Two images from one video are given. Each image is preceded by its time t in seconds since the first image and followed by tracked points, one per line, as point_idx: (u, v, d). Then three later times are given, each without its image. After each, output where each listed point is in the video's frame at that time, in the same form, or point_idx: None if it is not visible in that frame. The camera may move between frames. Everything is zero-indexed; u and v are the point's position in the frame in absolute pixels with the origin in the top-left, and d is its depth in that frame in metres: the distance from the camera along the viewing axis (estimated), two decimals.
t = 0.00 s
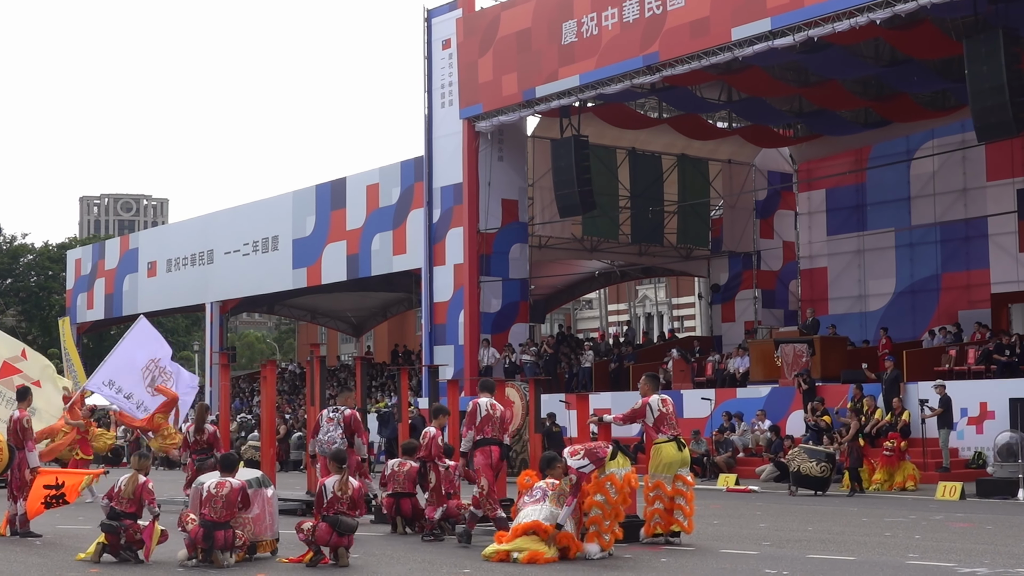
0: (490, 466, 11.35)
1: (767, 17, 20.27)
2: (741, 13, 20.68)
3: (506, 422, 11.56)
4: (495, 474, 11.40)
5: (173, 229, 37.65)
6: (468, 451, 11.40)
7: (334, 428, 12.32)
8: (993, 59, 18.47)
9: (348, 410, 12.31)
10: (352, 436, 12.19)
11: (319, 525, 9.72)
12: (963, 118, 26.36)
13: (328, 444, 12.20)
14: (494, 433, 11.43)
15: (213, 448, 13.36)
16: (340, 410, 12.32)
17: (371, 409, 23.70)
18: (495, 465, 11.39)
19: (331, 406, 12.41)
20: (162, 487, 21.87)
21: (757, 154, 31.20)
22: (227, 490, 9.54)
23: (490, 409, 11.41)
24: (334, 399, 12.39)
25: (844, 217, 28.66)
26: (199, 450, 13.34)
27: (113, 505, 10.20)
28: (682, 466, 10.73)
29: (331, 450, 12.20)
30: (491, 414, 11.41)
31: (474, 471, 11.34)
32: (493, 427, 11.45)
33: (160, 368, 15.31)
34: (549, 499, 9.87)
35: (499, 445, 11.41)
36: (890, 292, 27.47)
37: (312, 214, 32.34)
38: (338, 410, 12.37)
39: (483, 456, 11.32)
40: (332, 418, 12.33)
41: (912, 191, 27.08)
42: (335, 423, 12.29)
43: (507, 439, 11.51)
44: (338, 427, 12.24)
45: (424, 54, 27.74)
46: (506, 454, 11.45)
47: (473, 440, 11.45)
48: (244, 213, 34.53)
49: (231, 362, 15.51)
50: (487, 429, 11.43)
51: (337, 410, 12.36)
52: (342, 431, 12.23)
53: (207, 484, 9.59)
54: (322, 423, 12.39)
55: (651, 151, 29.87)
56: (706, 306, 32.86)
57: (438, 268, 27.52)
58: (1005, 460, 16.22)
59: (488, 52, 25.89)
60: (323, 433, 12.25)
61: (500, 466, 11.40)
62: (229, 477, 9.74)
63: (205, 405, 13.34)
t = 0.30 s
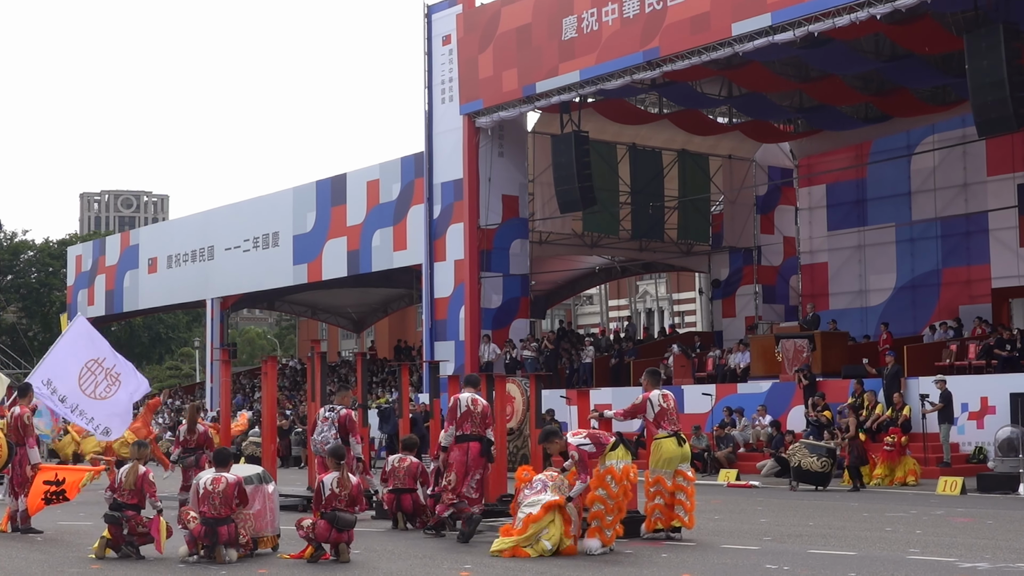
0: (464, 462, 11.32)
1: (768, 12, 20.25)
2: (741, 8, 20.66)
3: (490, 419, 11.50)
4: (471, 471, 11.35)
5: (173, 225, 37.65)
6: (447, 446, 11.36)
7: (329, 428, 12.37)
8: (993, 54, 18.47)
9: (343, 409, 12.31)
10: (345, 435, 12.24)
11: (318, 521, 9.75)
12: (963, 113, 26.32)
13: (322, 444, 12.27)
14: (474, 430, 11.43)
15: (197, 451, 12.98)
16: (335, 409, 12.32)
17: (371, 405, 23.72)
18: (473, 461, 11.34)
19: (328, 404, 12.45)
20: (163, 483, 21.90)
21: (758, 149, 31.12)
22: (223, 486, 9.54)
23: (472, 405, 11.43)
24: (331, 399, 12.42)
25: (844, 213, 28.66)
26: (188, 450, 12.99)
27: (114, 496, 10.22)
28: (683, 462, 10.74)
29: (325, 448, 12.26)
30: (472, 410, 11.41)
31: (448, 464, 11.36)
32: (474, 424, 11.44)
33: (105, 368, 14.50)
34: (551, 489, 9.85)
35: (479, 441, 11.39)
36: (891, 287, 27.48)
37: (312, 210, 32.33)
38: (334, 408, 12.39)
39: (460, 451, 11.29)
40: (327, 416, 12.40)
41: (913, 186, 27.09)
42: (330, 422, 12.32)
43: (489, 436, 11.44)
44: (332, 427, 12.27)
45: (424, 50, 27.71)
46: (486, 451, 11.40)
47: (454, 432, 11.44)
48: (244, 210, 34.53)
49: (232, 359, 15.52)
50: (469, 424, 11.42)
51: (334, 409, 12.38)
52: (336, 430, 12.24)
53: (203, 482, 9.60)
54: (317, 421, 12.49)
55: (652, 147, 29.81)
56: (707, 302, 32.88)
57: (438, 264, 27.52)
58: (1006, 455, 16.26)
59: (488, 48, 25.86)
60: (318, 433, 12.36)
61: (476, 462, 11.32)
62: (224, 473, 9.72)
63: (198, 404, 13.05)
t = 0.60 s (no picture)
0: (445, 459, 11.23)
1: (768, 8, 20.22)
2: (742, 4, 20.64)
3: (473, 416, 11.20)
4: (453, 466, 11.27)
5: (173, 221, 37.68)
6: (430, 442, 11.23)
7: (328, 422, 12.35)
8: (994, 50, 18.46)
9: (341, 404, 12.23)
10: (342, 429, 12.26)
11: (319, 516, 9.74)
12: (964, 108, 26.29)
13: (320, 438, 12.36)
14: (456, 426, 11.19)
15: (184, 456, 13.36)
16: (332, 403, 12.24)
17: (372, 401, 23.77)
18: (453, 458, 11.22)
19: (325, 399, 12.36)
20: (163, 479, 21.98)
21: (758, 145, 31.08)
22: (224, 480, 9.62)
23: (454, 402, 11.16)
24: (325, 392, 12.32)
25: (844, 209, 28.64)
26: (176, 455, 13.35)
27: (112, 493, 10.22)
28: (683, 458, 10.74)
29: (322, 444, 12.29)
30: (453, 407, 11.14)
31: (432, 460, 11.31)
32: (456, 420, 11.19)
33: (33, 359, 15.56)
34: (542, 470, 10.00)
35: (459, 437, 11.20)
36: (891, 283, 27.47)
37: (313, 205, 32.33)
38: (331, 402, 12.28)
39: (440, 448, 11.13)
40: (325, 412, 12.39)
41: (913, 182, 27.08)
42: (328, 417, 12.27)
43: (471, 434, 11.19)
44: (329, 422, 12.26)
45: (425, 46, 27.69)
46: (467, 446, 11.21)
47: (436, 427, 11.26)
48: (244, 205, 34.51)
49: (233, 352, 15.51)
50: (451, 420, 11.18)
51: (331, 403, 12.26)
52: (333, 426, 12.24)
53: (204, 478, 9.67)
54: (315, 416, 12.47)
55: (653, 143, 29.91)
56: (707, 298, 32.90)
57: (439, 259, 27.53)
58: (1006, 450, 16.24)
59: (489, 43, 25.85)
60: (316, 428, 12.38)
61: (456, 459, 11.21)
62: (222, 468, 9.78)
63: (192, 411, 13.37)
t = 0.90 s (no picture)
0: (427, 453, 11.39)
1: (769, 6, 20.20)
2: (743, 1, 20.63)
3: (457, 413, 11.49)
4: (434, 462, 11.40)
5: (174, 218, 37.66)
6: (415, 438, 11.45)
7: (318, 421, 12.60)
8: (995, 47, 18.44)
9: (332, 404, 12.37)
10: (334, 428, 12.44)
11: (319, 514, 9.71)
12: (965, 106, 26.28)
13: (312, 438, 12.51)
14: (439, 420, 11.47)
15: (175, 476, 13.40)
16: (323, 403, 12.45)
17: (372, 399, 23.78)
18: (434, 452, 11.39)
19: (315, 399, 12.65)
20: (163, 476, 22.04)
21: (759, 142, 31.13)
22: (228, 478, 9.60)
23: (438, 398, 11.47)
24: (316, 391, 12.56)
25: (846, 206, 28.62)
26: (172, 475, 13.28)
27: (110, 497, 10.22)
28: (684, 455, 10.73)
29: (316, 444, 12.54)
30: (438, 402, 11.44)
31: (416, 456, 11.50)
32: (439, 415, 11.50)
33: None
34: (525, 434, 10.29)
35: (440, 432, 11.39)
36: (892, 281, 27.46)
37: (314, 203, 32.33)
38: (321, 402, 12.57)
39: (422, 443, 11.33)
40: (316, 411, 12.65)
41: (915, 179, 27.06)
42: (318, 416, 12.58)
43: (453, 428, 11.44)
44: (320, 421, 12.55)
45: (426, 43, 27.66)
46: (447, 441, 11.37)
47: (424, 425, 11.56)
48: (245, 202, 34.50)
49: (232, 349, 15.43)
50: (434, 416, 11.48)
51: (321, 402, 12.56)
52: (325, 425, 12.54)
53: (207, 476, 9.64)
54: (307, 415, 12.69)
55: (653, 140, 29.89)
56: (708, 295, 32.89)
57: (440, 257, 27.53)
58: (1007, 449, 16.28)
59: (490, 40, 25.83)
60: (308, 427, 12.54)
61: (436, 454, 11.36)
62: (225, 465, 9.78)
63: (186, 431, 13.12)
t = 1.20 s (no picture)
0: (417, 452, 11.48)
1: (769, 5, 20.19)
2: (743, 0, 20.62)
3: (445, 411, 11.48)
4: (425, 461, 11.50)
5: (174, 216, 37.63)
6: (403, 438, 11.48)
7: (307, 417, 13.09)
8: (995, 46, 18.44)
9: (317, 399, 13.15)
10: (324, 424, 13.02)
11: (318, 514, 9.71)
12: (964, 105, 26.30)
13: (303, 433, 13.02)
14: (427, 419, 11.48)
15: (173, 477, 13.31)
16: (310, 399, 13.12)
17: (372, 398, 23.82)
18: (424, 451, 11.49)
19: (301, 396, 13.16)
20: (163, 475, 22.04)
21: (759, 141, 31.15)
22: (229, 477, 9.59)
23: (425, 397, 11.43)
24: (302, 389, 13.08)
25: (845, 205, 28.62)
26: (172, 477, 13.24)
27: (107, 500, 10.22)
28: (683, 454, 10.75)
29: (307, 439, 13.02)
30: (425, 402, 11.41)
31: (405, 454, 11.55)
32: (427, 415, 11.49)
33: None
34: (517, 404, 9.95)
35: (429, 431, 11.47)
36: (892, 280, 27.46)
37: (313, 202, 32.33)
38: (307, 400, 13.15)
39: (412, 442, 11.41)
40: (304, 407, 13.11)
41: (914, 178, 27.06)
42: (307, 412, 13.10)
43: (443, 428, 11.47)
44: (310, 416, 13.06)
45: (426, 42, 27.65)
46: (437, 440, 11.48)
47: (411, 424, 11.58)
48: (245, 201, 34.49)
49: (232, 348, 15.41)
50: (422, 415, 11.48)
51: (308, 400, 13.15)
52: (314, 419, 13.04)
53: (207, 476, 9.63)
54: (294, 412, 13.14)
55: (653, 139, 29.88)
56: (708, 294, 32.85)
57: (439, 256, 27.52)
58: (1007, 448, 16.26)
59: (490, 39, 25.84)
60: (297, 422, 13.05)
61: (428, 452, 11.47)
62: (226, 463, 9.79)
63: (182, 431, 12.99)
